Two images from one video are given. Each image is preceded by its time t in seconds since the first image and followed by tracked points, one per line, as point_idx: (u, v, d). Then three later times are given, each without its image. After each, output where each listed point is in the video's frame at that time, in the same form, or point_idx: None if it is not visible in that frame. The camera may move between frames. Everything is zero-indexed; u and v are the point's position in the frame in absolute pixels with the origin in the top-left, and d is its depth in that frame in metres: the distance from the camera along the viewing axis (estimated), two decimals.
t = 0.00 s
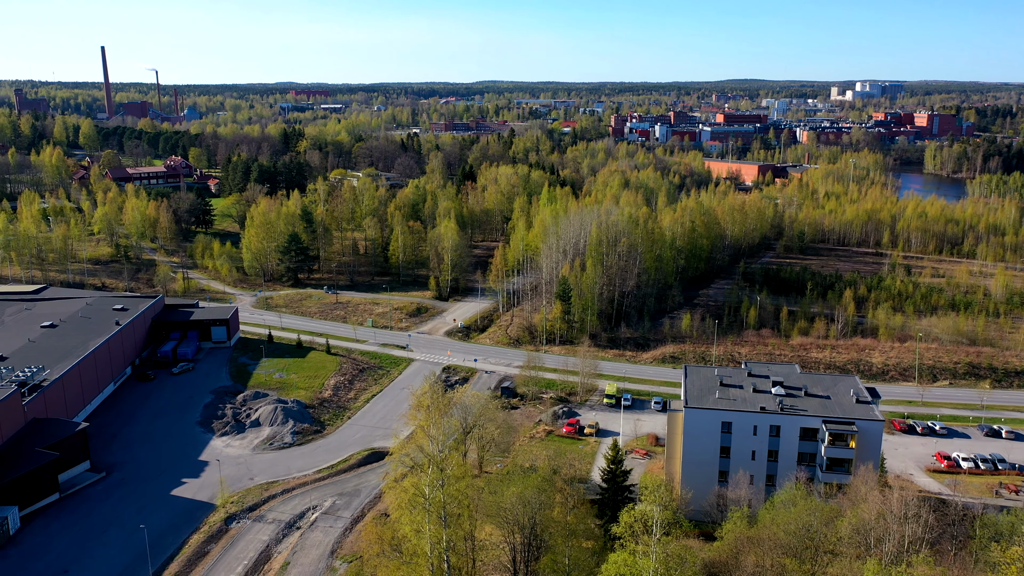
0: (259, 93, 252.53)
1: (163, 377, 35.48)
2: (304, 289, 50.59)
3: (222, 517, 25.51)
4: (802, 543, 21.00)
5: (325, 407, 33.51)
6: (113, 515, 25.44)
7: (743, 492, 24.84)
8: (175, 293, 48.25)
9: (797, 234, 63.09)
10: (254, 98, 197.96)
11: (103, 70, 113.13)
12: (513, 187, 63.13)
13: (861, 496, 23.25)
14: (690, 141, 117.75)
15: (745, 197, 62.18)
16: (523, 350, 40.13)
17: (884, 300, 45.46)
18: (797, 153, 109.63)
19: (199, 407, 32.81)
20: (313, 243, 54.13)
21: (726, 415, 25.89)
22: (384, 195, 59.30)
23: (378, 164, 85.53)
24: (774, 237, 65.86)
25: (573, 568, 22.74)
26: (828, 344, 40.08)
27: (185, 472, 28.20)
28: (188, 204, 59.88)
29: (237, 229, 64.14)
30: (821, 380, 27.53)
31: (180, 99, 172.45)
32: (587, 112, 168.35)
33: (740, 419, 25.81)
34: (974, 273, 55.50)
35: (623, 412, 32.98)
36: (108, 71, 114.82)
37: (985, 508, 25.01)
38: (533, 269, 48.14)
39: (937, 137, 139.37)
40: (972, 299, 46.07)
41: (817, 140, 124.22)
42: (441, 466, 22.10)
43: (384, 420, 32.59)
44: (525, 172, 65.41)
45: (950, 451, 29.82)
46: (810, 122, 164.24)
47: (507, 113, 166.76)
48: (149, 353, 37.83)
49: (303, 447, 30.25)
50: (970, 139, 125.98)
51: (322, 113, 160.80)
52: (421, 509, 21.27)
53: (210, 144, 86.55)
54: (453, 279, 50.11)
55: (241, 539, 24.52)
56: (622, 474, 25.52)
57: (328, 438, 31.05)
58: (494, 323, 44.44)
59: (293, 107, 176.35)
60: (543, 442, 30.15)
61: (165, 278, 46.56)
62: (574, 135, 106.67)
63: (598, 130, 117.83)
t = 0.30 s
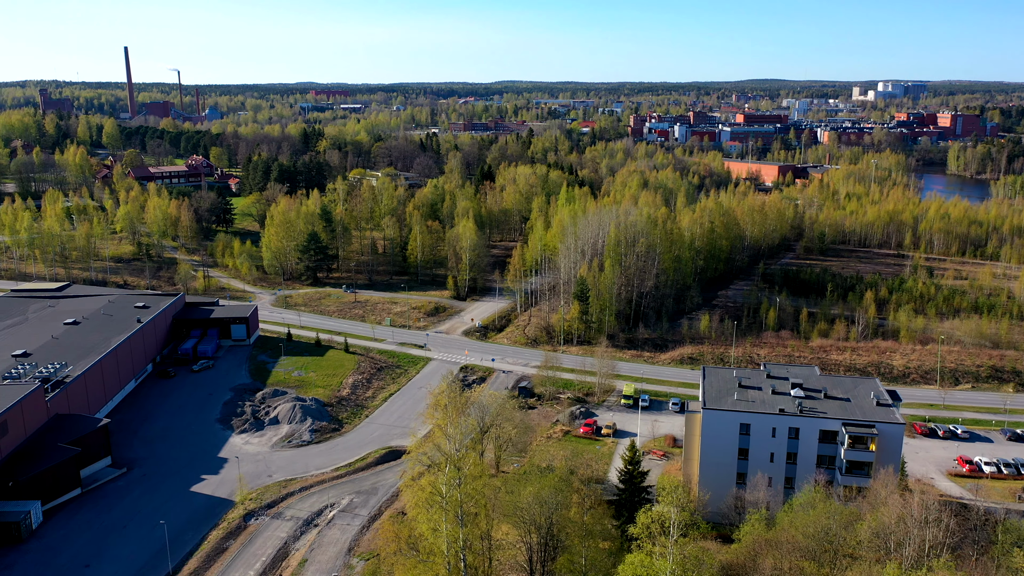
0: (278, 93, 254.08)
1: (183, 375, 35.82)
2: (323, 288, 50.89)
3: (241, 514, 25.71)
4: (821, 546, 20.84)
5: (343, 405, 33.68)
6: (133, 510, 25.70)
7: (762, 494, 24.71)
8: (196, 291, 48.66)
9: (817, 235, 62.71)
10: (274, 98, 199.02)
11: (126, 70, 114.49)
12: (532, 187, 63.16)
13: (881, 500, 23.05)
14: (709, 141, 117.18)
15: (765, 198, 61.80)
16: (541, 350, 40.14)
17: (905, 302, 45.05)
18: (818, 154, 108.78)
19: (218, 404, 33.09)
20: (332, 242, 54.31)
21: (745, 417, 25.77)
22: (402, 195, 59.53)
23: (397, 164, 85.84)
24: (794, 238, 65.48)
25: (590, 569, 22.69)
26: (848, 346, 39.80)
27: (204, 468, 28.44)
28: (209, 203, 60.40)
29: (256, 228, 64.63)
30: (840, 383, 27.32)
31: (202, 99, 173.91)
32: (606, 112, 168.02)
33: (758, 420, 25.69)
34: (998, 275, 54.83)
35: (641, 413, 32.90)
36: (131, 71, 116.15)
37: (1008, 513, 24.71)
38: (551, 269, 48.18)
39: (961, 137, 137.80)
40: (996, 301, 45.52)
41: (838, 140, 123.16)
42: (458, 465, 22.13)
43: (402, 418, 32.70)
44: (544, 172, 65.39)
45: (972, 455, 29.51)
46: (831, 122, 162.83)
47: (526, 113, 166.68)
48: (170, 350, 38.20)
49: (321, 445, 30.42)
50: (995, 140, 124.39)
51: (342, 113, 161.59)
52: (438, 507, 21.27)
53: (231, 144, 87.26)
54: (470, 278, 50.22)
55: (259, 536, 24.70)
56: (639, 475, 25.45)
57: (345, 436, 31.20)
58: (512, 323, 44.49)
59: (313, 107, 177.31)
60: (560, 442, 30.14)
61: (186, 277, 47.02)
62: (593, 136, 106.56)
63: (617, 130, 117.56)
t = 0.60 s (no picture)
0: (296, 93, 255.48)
1: (204, 372, 36.13)
2: (341, 287, 51.16)
3: (260, 511, 25.89)
4: (839, 549, 20.67)
5: (361, 404, 33.83)
6: (154, 507, 25.95)
7: (780, 497, 24.56)
8: (216, 289, 49.09)
9: (838, 236, 62.24)
10: (294, 98, 200.02)
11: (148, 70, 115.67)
12: (550, 187, 63.11)
13: (901, 503, 22.83)
14: (729, 142, 116.53)
15: (785, 199, 61.41)
16: (558, 350, 40.12)
17: (927, 304, 44.61)
18: (839, 155, 107.84)
19: (238, 402, 33.34)
20: (351, 242, 54.57)
21: (764, 419, 25.63)
22: (421, 195, 59.70)
23: (416, 163, 86.09)
24: (814, 239, 65.05)
25: (607, 569, 22.63)
26: (868, 348, 39.52)
27: (223, 465, 28.66)
28: (229, 202, 60.90)
29: (276, 227, 65.06)
30: (861, 385, 27.10)
31: (223, 99, 175.18)
32: (624, 113, 167.52)
33: (777, 422, 25.54)
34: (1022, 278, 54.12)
35: (659, 414, 32.79)
36: (153, 71, 117.34)
37: None
38: (570, 270, 48.15)
39: (985, 138, 136.08)
40: (1020, 304, 44.93)
41: (860, 140, 122.04)
42: (475, 464, 22.14)
43: (419, 417, 32.79)
44: (562, 173, 65.31)
45: (995, 459, 29.17)
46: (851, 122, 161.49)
47: (544, 113, 166.49)
48: (190, 348, 38.54)
49: (339, 443, 30.58)
50: (1020, 141, 122.70)
51: (362, 113, 162.18)
52: (455, 507, 21.26)
53: (251, 143, 87.88)
54: (488, 278, 50.31)
55: (277, 533, 24.86)
56: (657, 476, 25.33)
57: (363, 435, 31.34)
58: (529, 323, 44.51)
59: (341, 108, 178.01)
60: (578, 443, 30.11)
61: (207, 275, 47.34)
62: (611, 136, 106.37)
63: (636, 130, 117.27)
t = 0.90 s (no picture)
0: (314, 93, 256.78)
1: (223, 370, 36.44)
2: (360, 286, 51.42)
3: (278, 508, 26.07)
4: (858, 552, 20.45)
5: (379, 402, 33.98)
6: (174, 502, 26.21)
7: (799, 499, 24.42)
8: (236, 287, 49.50)
9: (859, 237, 61.75)
10: (314, 97, 201.01)
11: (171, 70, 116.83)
12: (568, 187, 63.01)
13: (922, 507, 22.60)
14: (748, 142, 115.80)
15: (805, 199, 60.98)
16: (576, 350, 40.09)
17: (949, 306, 44.16)
18: (861, 155, 106.84)
19: (257, 399, 33.60)
20: (369, 241, 54.82)
21: (782, 421, 25.48)
22: (439, 194, 59.85)
23: (435, 163, 86.29)
24: (834, 240, 64.59)
25: (624, 570, 22.58)
26: (889, 350, 39.24)
27: (242, 463, 28.89)
28: (249, 201, 61.35)
29: (295, 226, 65.49)
30: (881, 388, 26.88)
31: (244, 99, 176.41)
32: (643, 112, 166.99)
33: (796, 424, 25.39)
34: None
35: (676, 415, 32.70)
36: (175, 71, 118.52)
37: None
38: (587, 270, 48.11)
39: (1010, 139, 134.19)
40: None
41: (882, 141, 120.84)
42: (492, 464, 22.15)
43: (436, 417, 32.89)
44: (580, 172, 65.17)
45: (1018, 464, 28.82)
46: (873, 121, 159.80)
47: (563, 113, 166.22)
48: (210, 346, 38.89)
49: (356, 441, 30.73)
50: None
51: (382, 113, 162.78)
52: (472, 505, 21.26)
53: (271, 143, 88.45)
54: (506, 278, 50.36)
55: (295, 530, 25.02)
56: (675, 477, 25.24)
57: (380, 433, 31.48)
58: (547, 323, 44.52)
59: (360, 108, 178.73)
60: (595, 443, 30.09)
61: (227, 274, 47.75)
62: (630, 136, 106.11)
63: (654, 130, 116.88)
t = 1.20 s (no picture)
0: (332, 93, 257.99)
1: (243, 368, 36.73)
2: (379, 285, 51.64)
3: (296, 506, 26.23)
4: (878, 556, 20.13)
5: (397, 401, 34.12)
6: (194, 499, 26.46)
7: (818, 502, 24.26)
8: (256, 286, 49.89)
9: (880, 238, 61.25)
10: (333, 97, 201.82)
11: (192, 70, 117.88)
12: (587, 187, 62.91)
13: (943, 511, 22.35)
14: (768, 142, 115.11)
15: (826, 200, 60.52)
16: (594, 350, 40.06)
17: (971, 308, 43.69)
18: (882, 155, 105.90)
19: (276, 397, 33.84)
20: (388, 240, 55.05)
21: (802, 423, 25.32)
22: (458, 194, 60.01)
23: (453, 163, 86.50)
24: (855, 241, 64.12)
25: (641, 571, 22.50)
26: (911, 352, 38.94)
27: (261, 460, 29.10)
28: (269, 201, 61.82)
29: (315, 226, 65.88)
30: (902, 391, 26.66)
31: (264, 99, 177.69)
32: (662, 112, 166.36)
33: (816, 426, 25.23)
34: None
35: (694, 416, 32.58)
36: (196, 71, 119.61)
37: None
38: (606, 270, 48.04)
39: None
40: None
41: (904, 141, 119.66)
42: (510, 463, 22.16)
43: (454, 416, 32.96)
44: (599, 172, 65.02)
45: None
46: (894, 121, 158.16)
47: (581, 113, 165.95)
48: (230, 344, 39.22)
49: (374, 440, 30.86)
50: None
51: (401, 113, 163.23)
52: (489, 505, 21.20)
53: (291, 142, 89.03)
54: (524, 278, 50.42)
55: (313, 528, 25.15)
56: (693, 479, 25.15)
57: (398, 432, 31.61)
58: (565, 323, 44.54)
59: (379, 108, 179.39)
60: (612, 444, 30.05)
61: (247, 272, 48.12)
62: (649, 136, 105.87)
63: (673, 130, 116.47)
